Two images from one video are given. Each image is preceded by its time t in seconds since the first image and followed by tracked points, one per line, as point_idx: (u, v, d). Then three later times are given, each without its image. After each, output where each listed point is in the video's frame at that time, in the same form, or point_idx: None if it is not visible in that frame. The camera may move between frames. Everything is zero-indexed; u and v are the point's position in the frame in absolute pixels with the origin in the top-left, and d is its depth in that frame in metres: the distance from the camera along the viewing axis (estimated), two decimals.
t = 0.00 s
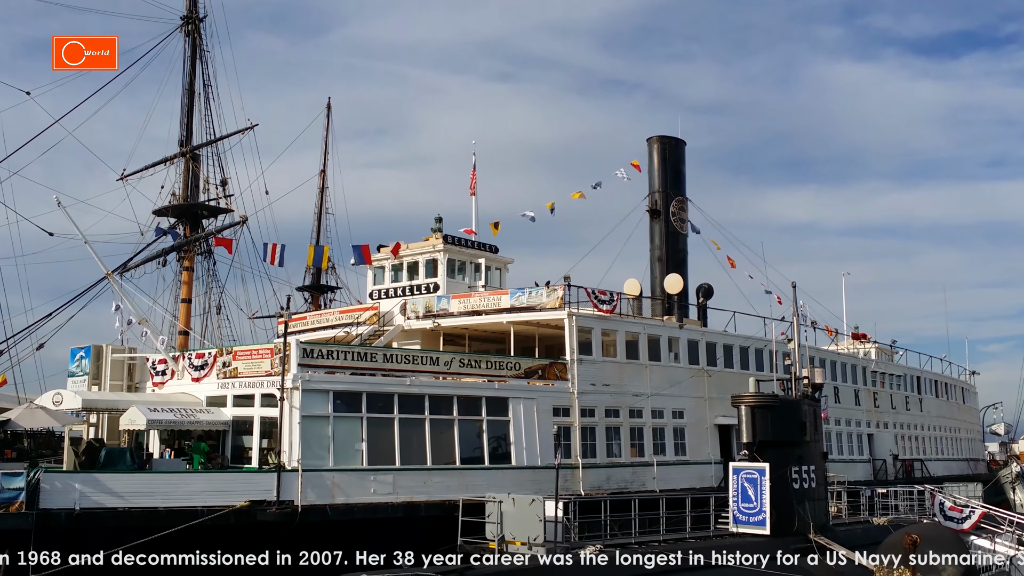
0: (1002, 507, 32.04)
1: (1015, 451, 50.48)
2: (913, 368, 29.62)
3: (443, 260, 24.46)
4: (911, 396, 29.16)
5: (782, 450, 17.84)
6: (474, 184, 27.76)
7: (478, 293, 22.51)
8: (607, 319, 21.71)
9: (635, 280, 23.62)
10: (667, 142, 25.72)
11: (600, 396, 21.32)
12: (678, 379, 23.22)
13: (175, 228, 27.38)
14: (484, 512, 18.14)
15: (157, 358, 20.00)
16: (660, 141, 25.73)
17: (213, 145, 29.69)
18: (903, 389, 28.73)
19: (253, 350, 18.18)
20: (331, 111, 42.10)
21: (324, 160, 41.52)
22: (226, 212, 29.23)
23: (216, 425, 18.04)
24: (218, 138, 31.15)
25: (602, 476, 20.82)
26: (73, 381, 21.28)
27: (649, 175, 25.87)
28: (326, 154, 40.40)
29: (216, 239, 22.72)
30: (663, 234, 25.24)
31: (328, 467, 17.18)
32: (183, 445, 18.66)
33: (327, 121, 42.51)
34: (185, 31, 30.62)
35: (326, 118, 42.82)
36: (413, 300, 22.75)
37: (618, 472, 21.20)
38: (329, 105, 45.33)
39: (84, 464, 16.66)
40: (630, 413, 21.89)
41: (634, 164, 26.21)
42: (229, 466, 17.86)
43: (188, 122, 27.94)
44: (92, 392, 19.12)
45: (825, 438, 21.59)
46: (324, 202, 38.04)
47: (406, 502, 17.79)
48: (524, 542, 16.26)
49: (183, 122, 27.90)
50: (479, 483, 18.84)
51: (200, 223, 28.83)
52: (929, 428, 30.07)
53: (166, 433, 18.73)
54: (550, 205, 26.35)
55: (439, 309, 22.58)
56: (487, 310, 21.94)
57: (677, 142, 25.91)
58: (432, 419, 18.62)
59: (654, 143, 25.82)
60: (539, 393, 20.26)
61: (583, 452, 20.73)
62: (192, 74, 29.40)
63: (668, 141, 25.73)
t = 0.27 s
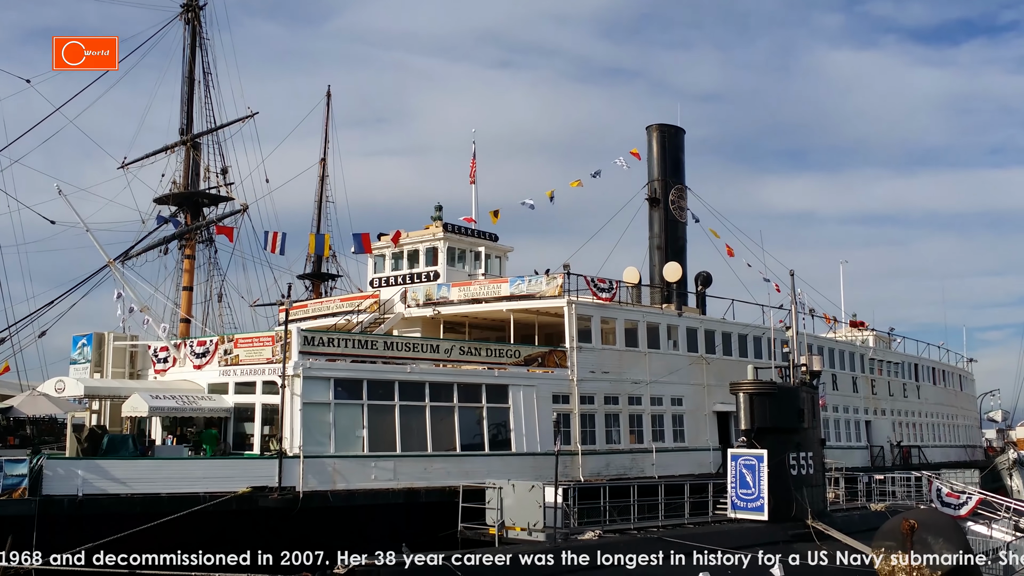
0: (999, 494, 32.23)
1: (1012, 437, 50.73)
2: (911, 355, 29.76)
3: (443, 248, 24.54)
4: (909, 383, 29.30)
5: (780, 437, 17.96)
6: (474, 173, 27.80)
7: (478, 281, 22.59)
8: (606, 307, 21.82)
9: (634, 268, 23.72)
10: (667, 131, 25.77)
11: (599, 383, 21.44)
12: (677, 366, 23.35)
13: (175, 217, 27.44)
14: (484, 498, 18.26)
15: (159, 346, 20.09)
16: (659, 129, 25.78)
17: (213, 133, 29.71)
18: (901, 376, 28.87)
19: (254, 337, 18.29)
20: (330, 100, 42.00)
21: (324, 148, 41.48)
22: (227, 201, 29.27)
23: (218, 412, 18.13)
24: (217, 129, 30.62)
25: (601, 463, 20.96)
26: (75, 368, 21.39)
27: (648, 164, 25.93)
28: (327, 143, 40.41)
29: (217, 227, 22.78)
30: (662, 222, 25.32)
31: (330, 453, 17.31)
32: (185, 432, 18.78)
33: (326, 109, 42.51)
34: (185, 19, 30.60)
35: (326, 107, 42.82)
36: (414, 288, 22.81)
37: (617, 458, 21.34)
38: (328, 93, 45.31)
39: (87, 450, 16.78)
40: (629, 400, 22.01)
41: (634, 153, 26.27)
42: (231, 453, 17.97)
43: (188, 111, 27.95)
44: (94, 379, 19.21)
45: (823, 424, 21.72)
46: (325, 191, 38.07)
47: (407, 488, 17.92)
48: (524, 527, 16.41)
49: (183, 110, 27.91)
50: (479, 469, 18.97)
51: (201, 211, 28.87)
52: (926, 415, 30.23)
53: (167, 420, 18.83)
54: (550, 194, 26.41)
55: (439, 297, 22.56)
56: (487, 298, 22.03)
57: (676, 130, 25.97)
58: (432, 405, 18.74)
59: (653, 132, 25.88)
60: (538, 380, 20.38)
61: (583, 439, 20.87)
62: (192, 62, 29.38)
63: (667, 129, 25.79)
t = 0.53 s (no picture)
0: (999, 481, 32.29)
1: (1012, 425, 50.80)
2: (911, 343, 29.76)
3: (443, 236, 24.50)
4: (910, 370, 29.32)
5: (780, 424, 17.98)
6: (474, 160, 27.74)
7: (478, 269, 22.56)
8: (606, 295, 21.81)
9: (634, 256, 23.70)
10: (668, 118, 25.69)
11: (599, 370, 21.45)
12: (678, 354, 23.36)
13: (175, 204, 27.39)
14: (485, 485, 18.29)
15: (160, 333, 20.09)
16: (660, 116, 25.70)
17: (213, 120, 29.63)
18: (901, 363, 28.88)
19: (255, 325, 18.31)
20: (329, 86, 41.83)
21: (323, 135, 41.37)
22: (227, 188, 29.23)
23: (219, 400, 18.08)
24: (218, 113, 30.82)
25: (601, 450, 20.98)
26: (76, 356, 21.41)
27: (649, 151, 25.86)
28: (327, 130, 40.31)
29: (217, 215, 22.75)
30: (663, 209, 25.27)
31: (330, 440, 17.33)
32: (186, 419, 18.80)
33: (326, 96, 42.39)
34: (185, 6, 30.47)
35: (326, 94, 42.70)
36: (414, 276, 22.77)
37: (617, 446, 21.37)
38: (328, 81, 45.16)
39: (88, 437, 16.81)
40: (629, 387, 22.03)
41: (635, 140, 26.20)
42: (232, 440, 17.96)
43: (188, 98, 27.87)
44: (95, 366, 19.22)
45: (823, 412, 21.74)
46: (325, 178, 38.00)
47: (407, 475, 17.95)
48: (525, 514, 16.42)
49: (183, 97, 27.83)
50: (479, 456, 19.00)
51: (201, 198, 28.83)
52: (927, 402, 30.26)
53: (168, 407, 18.85)
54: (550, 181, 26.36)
55: (440, 285, 22.49)
56: (487, 286, 22.00)
57: (677, 117, 25.89)
58: (433, 393, 18.76)
59: (654, 119, 25.80)
60: (539, 367, 20.39)
61: (583, 426, 20.89)
62: (191, 49, 29.27)
63: (668, 116, 25.70)
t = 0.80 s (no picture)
0: (998, 468, 32.39)
1: (1010, 412, 50.93)
2: (910, 331, 29.80)
3: (443, 224, 24.48)
4: (909, 358, 29.37)
5: (780, 411, 18.02)
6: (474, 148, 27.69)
7: (477, 257, 22.54)
8: (606, 283, 21.82)
9: (633, 244, 23.69)
10: (668, 105, 25.64)
11: (599, 359, 21.47)
12: (677, 342, 23.38)
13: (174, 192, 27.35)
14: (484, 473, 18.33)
15: (159, 321, 20.09)
16: (660, 104, 25.65)
17: (212, 108, 29.56)
18: (900, 352, 28.93)
19: (254, 313, 18.36)
20: (328, 73, 41.65)
21: (322, 123, 41.26)
22: (226, 175, 29.16)
23: (219, 387, 18.15)
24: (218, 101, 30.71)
25: (601, 438, 21.03)
26: (76, 343, 21.42)
27: (649, 139, 25.82)
28: (326, 118, 40.21)
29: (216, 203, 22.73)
30: (663, 198, 25.25)
31: (330, 428, 17.37)
32: (186, 407, 18.84)
33: (325, 84, 42.25)
34: None
35: (325, 82, 42.56)
36: (414, 264, 22.72)
37: (617, 434, 21.42)
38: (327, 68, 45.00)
39: (88, 425, 16.85)
40: (628, 375, 22.07)
41: (635, 128, 26.15)
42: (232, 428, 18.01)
43: (186, 85, 27.79)
44: (94, 354, 19.23)
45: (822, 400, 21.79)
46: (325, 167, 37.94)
47: (407, 463, 17.99)
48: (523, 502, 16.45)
49: (181, 85, 27.75)
50: (479, 444, 19.04)
51: (200, 186, 28.78)
52: (925, 390, 30.32)
53: (168, 395, 18.88)
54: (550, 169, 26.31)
55: (439, 273, 22.48)
56: (487, 274, 22.00)
57: (677, 105, 25.84)
58: (432, 380, 18.79)
59: (654, 107, 25.75)
60: (538, 355, 20.42)
61: (582, 414, 20.93)
62: (190, 36, 29.17)
63: (668, 104, 25.65)
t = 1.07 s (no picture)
0: (997, 455, 32.45)
1: (1010, 400, 51.02)
2: (911, 318, 29.81)
3: (443, 211, 24.44)
4: (909, 345, 29.39)
5: (780, 399, 18.04)
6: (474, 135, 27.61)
7: (478, 245, 22.50)
8: (606, 271, 21.81)
9: (634, 231, 23.68)
10: (669, 92, 25.55)
11: (599, 346, 21.48)
12: (677, 329, 23.39)
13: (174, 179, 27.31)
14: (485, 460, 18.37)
15: (160, 309, 20.09)
16: (661, 90, 25.56)
17: (211, 94, 29.46)
18: (900, 339, 28.95)
19: (255, 300, 18.35)
20: (328, 60, 41.45)
21: (322, 110, 41.13)
22: (226, 162, 29.08)
23: (220, 374, 18.18)
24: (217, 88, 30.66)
25: (601, 425, 21.06)
26: (76, 331, 21.43)
27: (650, 126, 25.74)
28: (326, 104, 40.07)
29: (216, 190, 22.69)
30: (664, 185, 25.20)
31: (331, 416, 17.40)
32: (187, 394, 18.87)
33: (325, 70, 42.08)
34: None
35: (325, 68, 42.39)
36: (414, 252, 22.66)
37: (617, 421, 21.45)
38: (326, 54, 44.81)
39: (90, 412, 16.88)
40: (629, 362, 22.08)
41: (635, 114, 26.07)
42: (233, 415, 18.05)
43: (186, 72, 27.69)
44: (95, 342, 19.25)
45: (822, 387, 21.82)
46: (325, 153, 37.86)
47: (408, 450, 18.02)
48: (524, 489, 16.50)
49: (181, 71, 27.64)
50: (479, 432, 19.07)
51: (200, 173, 28.73)
52: (925, 377, 30.36)
53: (169, 382, 18.91)
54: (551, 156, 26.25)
55: (440, 261, 22.44)
56: (487, 262, 21.98)
57: (678, 92, 25.75)
58: (433, 368, 18.81)
59: (654, 94, 25.67)
60: (539, 343, 20.43)
61: (583, 401, 20.96)
62: (189, 22, 29.04)
63: (669, 91, 25.56)
